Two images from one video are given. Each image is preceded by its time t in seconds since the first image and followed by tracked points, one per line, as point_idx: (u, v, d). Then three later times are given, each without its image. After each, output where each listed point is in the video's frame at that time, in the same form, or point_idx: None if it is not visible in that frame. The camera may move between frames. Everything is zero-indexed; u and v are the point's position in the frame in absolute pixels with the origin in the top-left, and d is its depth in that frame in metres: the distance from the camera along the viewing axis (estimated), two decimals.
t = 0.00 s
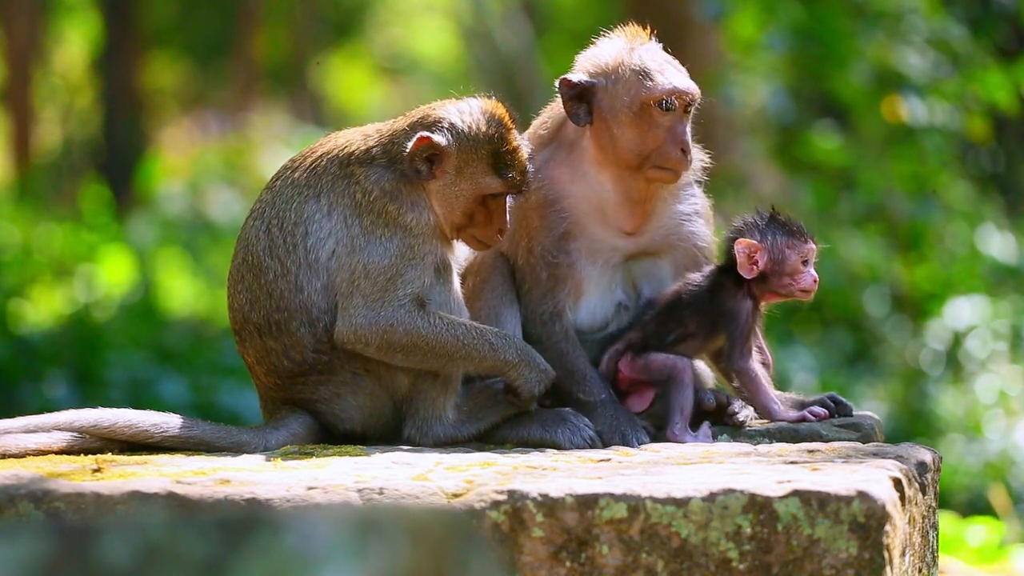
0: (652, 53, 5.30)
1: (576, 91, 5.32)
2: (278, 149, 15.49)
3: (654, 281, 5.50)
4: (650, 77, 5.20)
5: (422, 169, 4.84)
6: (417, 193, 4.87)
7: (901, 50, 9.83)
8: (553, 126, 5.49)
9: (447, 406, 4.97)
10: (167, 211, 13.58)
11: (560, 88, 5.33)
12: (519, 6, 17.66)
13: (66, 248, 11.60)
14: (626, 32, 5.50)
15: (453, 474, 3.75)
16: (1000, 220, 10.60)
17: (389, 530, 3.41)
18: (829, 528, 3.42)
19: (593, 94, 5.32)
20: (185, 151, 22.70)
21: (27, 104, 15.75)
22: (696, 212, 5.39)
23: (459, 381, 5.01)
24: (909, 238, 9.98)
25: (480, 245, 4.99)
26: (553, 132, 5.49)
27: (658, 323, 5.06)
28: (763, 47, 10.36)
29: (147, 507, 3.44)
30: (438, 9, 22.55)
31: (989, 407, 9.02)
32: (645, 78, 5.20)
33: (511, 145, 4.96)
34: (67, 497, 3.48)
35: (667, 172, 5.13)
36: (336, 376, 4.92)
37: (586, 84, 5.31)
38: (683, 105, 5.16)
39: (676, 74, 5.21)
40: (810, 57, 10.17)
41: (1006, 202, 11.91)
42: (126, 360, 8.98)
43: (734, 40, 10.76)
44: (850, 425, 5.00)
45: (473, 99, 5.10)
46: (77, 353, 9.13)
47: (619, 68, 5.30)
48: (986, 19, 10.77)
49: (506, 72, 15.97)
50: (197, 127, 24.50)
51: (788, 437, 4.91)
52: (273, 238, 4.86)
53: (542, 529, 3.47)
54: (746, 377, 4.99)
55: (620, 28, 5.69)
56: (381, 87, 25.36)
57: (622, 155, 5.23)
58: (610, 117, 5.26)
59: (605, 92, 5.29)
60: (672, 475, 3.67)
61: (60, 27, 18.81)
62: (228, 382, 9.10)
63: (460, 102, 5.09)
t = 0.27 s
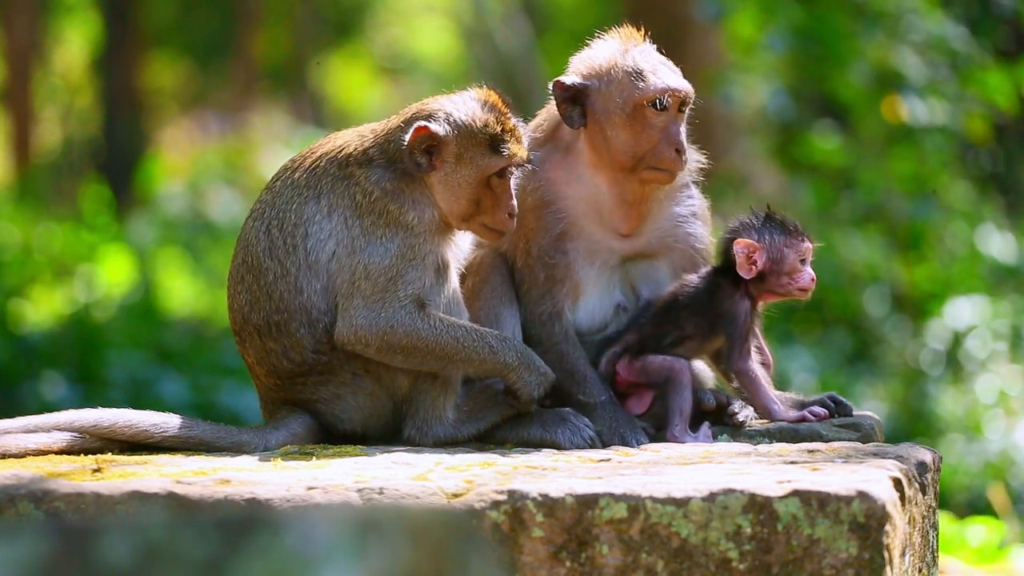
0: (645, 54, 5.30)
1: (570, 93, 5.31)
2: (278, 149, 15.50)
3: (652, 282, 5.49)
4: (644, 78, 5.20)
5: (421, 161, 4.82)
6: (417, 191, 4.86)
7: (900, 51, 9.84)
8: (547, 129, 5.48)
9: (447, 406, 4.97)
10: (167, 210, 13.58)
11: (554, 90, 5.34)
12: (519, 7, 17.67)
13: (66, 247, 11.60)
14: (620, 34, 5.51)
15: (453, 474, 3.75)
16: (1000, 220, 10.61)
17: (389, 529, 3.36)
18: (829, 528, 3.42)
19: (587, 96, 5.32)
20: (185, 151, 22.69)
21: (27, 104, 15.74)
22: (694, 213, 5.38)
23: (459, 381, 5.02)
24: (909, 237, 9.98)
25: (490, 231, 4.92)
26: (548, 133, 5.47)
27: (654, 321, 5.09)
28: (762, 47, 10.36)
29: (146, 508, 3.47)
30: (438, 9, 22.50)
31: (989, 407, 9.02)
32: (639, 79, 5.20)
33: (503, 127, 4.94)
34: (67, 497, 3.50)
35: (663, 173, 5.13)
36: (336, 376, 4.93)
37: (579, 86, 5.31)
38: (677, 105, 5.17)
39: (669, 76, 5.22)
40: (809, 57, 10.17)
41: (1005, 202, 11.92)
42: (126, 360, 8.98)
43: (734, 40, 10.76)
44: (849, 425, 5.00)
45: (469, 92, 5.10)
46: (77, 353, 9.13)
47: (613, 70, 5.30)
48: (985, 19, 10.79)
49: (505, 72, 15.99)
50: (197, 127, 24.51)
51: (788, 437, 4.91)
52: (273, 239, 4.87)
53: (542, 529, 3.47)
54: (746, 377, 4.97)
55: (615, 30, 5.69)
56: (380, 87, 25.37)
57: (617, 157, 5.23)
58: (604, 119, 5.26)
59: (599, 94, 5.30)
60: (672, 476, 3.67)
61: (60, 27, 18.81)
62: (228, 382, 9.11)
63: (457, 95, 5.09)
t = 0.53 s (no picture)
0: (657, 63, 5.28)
1: (580, 98, 5.29)
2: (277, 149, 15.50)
3: (652, 281, 5.49)
4: (657, 90, 5.19)
5: (422, 158, 4.82)
6: (417, 189, 4.86)
7: (900, 51, 9.85)
8: (552, 126, 5.46)
9: (447, 406, 4.96)
10: (166, 210, 13.58)
11: (564, 95, 5.31)
12: (519, 7, 17.67)
13: (66, 247, 11.60)
14: (631, 39, 5.47)
15: (453, 474, 3.75)
16: (1000, 220, 10.60)
17: (389, 529, 3.41)
18: (828, 528, 3.42)
19: (598, 103, 5.29)
20: (185, 151, 22.69)
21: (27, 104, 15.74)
22: (694, 214, 5.40)
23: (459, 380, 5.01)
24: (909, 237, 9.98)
25: (498, 219, 4.93)
26: (552, 132, 5.45)
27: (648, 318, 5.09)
28: (762, 47, 10.36)
29: (146, 508, 3.45)
30: (439, 8, 22.52)
31: (989, 407, 9.01)
32: (652, 91, 5.19)
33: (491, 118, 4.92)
34: (67, 497, 3.48)
35: (669, 186, 5.17)
36: (336, 379, 4.94)
37: (592, 92, 5.28)
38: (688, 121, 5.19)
39: (681, 89, 5.23)
40: (809, 57, 10.17)
41: (1005, 202, 11.92)
42: (126, 360, 8.98)
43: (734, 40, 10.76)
44: (849, 425, 5.00)
45: (465, 85, 5.08)
46: (77, 353, 9.13)
47: (626, 78, 5.28)
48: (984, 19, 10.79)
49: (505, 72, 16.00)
50: (197, 127, 24.49)
51: (788, 437, 4.92)
52: (271, 241, 4.87)
53: (542, 529, 3.47)
54: (745, 379, 4.98)
55: (623, 34, 5.66)
56: (380, 87, 25.36)
57: (624, 166, 5.24)
58: (614, 128, 5.25)
59: (611, 102, 5.28)
60: (672, 476, 3.67)
61: (60, 27, 18.79)
62: (228, 382, 9.11)
63: (457, 88, 5.06)
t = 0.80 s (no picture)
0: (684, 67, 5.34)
1: (613, 97, 5.27)
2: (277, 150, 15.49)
3: (653, 280, 5.49)
4: (690, 93, 5.25)
5: (432, 156, 4.80)
6: (416, 190, 4.85)
7: (901, 50, 9.86)
8: (568, 124, 5.43)
9: (447, 407, 4.98)
10: (166, 210, 13.57)
11: (597, 92, 5.27)
12: (519, 7, 17.67)
13: (66, 247, 11.60)
14: (650, 41, 5.51)
15: (454, 474, 3.75)
16: (1000, 220, 10.59)
17: (389, 530, 3.45)
18: (829, 528, 3.42)
19: (630, 102, 5.28)
20: (185, 152, 22.69)
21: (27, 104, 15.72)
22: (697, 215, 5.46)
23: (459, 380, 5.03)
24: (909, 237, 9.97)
25: (506, 215, 4.93)
26: (567, 129, 5.43)
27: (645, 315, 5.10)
28: (763, 47, 10.36)
29: (146, 507, 3.43)
30: (439, 8, 22.52)
31: (989, 407, 9.00)
32: (686, 93, 5.25)
33: (493, 114, 4.89)
34: (67, 497, 3.46)
35: (698, 186, 5.22)
36: (332, 383, 4.95)
37: (626, 91, 5.27)
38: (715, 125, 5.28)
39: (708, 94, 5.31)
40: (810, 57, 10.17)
41: (1005, 202, 11.91)
42: (126, 360, 8.98)
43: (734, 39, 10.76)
44: (849, 425, 5.01)
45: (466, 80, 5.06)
46: (77, 353, 9.12)
47: (659, 80, 5.30)
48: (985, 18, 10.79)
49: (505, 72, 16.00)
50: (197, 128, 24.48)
51: (788, 437, 4.92)
52: (268, 242, 4.88)
53: (542, 529, 3.47)
54: (748, 378, 4.97)
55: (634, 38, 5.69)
56: (380, 87, 25.36)
57: (652, 166, 5.26)
58: (646, 127, 5.26)
59: (644, 103, 5.28)
60: (672, 475, 3.67)
61: (60, 27, 18.78)
62: (228, 382, 9.11)
63: (458, 84, 5.04)
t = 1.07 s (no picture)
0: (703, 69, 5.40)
1: (637, 96, 5.27)
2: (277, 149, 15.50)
3: (655, 279, 5.51)
4: (712, 94, 5.31)
5: (453, 149, 4.79)
6: (423, 190, 4.81)
7: (902, 50, 9.86)
8: (583, 121, 5.42)
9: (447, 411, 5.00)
10: (166, 210, 13.57)
11: (623, 90, 5.27)
12: (520, 7, 17.69)
13: (66, 247, 11.60)
14: (665, 42, 5.54)
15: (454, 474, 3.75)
16: (1000, 220, 10.59)
17: (389, 530, 3.46)
18: (829, 528, 3.42)
19: (653, 101, 5.29)
20: (186, 152, 22.71)
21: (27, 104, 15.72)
22: (701, 216, 5.50)
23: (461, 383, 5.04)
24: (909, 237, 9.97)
25: (522, 207, 4.92)
26: (582, 126, 5.42)
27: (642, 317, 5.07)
28: (764, 46, 10.36)
29: (147, 507, 3.42)
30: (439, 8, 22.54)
31: (989, 407, 9.00)
32: (709, 94, 5.30)
33: (508, 109, 4.87)
34: (67, 497, 3.44)
35: (716, 186, 5.28)
36: (330, 394, 4.98)
37: (652, 90, 5.28)
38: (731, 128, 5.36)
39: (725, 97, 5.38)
40: (810, 56, 10.17)
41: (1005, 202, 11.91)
42: (127, 360, 8.99)
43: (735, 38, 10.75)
44: (849, 425, 5.00)
45: (476, 74, 5.03)
46: (77, 353, 9.12)
47: (682, 80, 5.33)
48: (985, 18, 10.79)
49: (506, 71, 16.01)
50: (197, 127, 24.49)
51: (788, 437, 4.92)
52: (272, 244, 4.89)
53: (542, 529, 3.47)
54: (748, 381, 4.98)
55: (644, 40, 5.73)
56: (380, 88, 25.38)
57: (673, 165, 5.28)
58: (669, 126, 5.28)
59: (667, 102, 5.30)
60: (673, 475, 3.67)
61: (60, 27, 18.78)
62: (228, 382, 9.12)
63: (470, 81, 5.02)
